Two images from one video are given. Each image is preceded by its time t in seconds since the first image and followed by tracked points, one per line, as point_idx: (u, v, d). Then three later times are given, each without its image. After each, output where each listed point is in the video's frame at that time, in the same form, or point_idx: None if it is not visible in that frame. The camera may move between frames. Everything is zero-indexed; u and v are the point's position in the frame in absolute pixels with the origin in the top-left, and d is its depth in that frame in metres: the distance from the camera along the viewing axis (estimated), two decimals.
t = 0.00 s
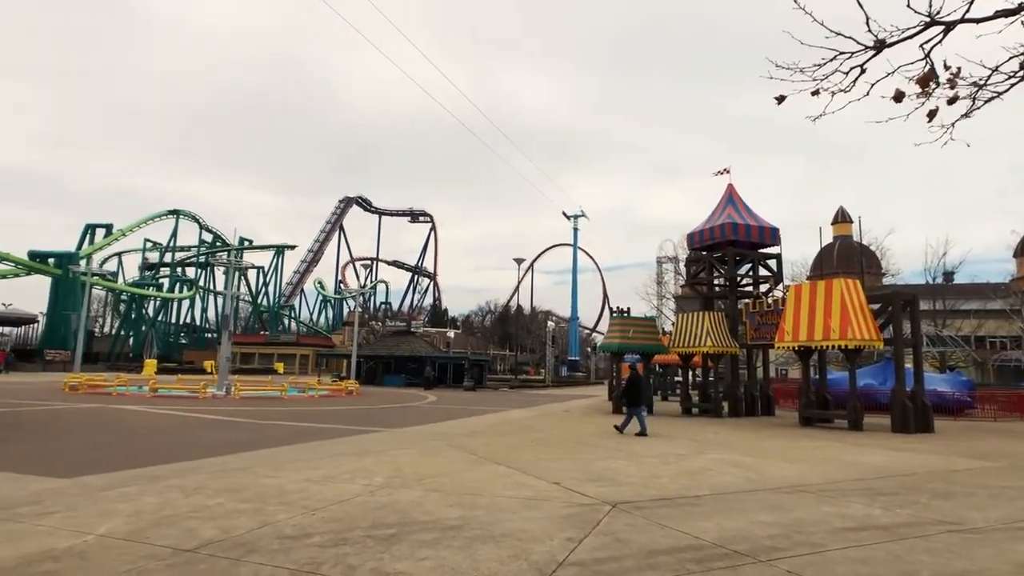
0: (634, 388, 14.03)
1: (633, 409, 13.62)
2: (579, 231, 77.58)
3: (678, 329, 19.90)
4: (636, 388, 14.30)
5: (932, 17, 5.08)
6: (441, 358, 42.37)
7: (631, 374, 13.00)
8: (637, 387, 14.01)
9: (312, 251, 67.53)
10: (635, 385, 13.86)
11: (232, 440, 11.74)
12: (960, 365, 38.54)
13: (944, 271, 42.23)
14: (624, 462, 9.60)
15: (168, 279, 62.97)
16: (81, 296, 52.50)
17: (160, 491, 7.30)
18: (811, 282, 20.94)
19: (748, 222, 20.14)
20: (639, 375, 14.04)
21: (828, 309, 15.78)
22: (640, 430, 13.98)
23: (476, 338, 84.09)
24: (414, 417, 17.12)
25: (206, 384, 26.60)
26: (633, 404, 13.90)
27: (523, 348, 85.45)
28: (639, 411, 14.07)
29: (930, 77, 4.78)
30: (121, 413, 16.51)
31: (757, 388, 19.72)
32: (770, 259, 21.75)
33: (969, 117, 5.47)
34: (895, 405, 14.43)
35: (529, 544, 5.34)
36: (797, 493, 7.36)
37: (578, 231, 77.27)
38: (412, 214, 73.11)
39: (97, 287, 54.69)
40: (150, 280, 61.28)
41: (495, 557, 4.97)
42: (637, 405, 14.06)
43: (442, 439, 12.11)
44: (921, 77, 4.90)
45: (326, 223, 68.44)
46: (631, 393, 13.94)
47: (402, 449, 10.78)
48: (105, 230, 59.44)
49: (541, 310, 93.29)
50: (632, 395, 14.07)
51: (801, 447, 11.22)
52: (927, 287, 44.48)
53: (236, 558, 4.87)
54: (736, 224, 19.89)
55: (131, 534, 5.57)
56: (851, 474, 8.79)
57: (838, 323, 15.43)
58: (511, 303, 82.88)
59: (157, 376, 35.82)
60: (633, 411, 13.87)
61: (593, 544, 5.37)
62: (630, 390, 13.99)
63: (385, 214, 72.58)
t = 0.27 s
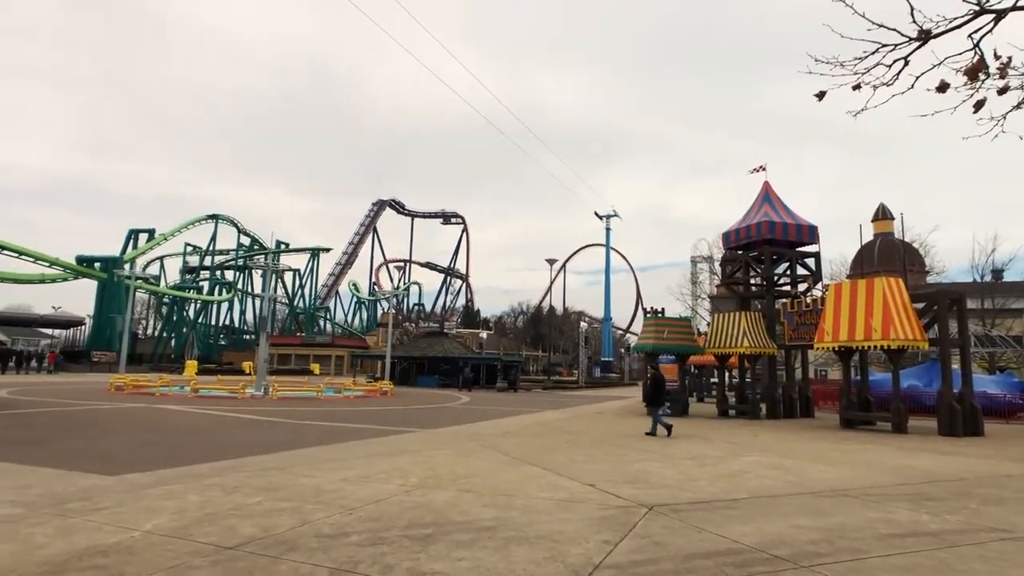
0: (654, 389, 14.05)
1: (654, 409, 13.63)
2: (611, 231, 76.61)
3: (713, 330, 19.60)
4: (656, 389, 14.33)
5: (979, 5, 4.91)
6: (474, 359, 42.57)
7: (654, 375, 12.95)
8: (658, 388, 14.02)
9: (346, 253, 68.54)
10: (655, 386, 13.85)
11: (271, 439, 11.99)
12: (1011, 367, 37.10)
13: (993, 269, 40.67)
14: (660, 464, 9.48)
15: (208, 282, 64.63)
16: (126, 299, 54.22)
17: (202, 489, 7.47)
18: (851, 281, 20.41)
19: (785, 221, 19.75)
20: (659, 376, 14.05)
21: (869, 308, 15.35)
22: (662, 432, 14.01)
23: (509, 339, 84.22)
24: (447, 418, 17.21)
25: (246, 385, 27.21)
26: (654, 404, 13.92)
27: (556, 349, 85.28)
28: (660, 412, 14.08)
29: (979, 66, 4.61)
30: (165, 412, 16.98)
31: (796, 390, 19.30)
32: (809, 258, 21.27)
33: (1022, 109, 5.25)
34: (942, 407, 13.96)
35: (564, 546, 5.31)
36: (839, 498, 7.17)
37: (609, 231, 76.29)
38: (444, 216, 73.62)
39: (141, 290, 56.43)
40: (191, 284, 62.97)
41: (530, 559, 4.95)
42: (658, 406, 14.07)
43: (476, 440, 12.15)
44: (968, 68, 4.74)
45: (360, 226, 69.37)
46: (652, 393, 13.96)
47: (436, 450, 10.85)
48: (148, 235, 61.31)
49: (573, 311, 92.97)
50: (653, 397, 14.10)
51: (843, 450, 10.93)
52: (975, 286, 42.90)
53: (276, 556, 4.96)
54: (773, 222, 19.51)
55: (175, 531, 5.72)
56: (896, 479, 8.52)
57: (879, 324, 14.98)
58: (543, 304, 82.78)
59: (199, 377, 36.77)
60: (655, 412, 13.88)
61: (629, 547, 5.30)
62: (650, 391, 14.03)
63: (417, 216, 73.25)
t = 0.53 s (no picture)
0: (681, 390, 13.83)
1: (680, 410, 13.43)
2: (644, 231, 75.18)
3: (750, 331, 19.24)
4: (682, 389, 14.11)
5: None
6: (507, 361, 42.63)
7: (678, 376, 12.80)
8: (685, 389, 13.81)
9: (380, 256, 69.36)
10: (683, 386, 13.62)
11: (309, 440, 12.20)
12: None
13: None
14: (698, 467, 9.34)
15: (247, 287, 66.14)
16: (169, 303, 55.83)
17: (244, 489, 7.64)
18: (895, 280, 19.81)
19: (824, 218, 19.28)
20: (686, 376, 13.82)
21: (915, 307, 14.87)
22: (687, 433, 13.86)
23: (542, 341, 84.13)
24: (482, 419, 17.27)
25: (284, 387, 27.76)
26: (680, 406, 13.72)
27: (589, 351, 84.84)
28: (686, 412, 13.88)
29: None
30: (207, 414, 17.42)
31: (837, 392, 18.83)
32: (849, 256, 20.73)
33: None
34: (994, 410, 13.45)
35: (601, 549, 5.27)
36: (885, 504, 6.96)
37: (643, 230, 74.62)
38: (476, 218, 73.96)
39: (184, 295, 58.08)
40: (230, 288, 64.53)
41: (567, 563, 4.91)
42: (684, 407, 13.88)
43: (510, 442, 12.16)
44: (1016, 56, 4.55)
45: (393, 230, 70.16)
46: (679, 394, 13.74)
47: (471, 452, 10.89)
48: (190, 241, 63.07)
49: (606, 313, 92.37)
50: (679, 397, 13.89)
51: (889, 455, 10.61)
52: None
53: (315, 556, 5.03)
54: (811, 221, 19.07)
55: (218, 530, 5.85)
56: (945, 485, 8.22)
57: (926, 324, 14.52)
58: (575, 305, 82.47)
59: (238, 380, 37.66)
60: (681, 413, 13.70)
61: (667, 552, 5.24)
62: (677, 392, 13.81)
63: (450, 219, 73.72)
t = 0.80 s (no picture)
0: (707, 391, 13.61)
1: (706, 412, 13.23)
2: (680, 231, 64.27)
3: (790, 331, 18.82)
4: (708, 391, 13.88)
5: None
6: (541, 363, 42.51)
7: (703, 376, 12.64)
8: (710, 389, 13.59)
9: (413, 259, 70.00)
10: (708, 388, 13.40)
11: (347, 441, 12.38)
12: None
13: None
14: (738, 470, 9.16)
15: (284, 290, 67.45)
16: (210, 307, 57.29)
17: (285, 489, 7.80)
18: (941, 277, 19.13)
19: (865, 214, 18.75)
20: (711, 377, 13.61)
21: (964, 305, 14.32)
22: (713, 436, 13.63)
23: (575, 342, 83.74)
24: (516, 421, 17.25)
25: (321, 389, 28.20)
26: (705, 407, 13.51)
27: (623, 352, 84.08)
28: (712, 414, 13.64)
29: None
30: (248, 416, 17.81)
31: (882, 393, 18.28)
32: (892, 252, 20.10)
33: None
34: None
35: (639, 553, 5.21)
36: (935, 509, 6.72)
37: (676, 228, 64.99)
38: (508, 220, 74.02)
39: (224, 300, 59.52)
40: (269, 292, 65.93)
41: (605, 565, 4.88)
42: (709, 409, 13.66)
43: (546, 444, 12.13)
44: None
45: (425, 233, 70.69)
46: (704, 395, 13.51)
47: (507, 453, 10.91)
48: (229, 247, 64.66)
49: (640, 313, 91.43)
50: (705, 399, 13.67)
51: (938, 458, 10.25)
52: None
53: (355, 555, 5.10)
54: (852, 217, 18.56)
55: (261, 529, 5.98)
56: (999, 490, 7.90)
57: (975, 324, 13.98)
58: (609, 306, 81.87)
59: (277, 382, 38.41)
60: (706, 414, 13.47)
61: (707, 555, 5.15)
62: (702, 392, 13.59)
63: (482, 221, 73.99)
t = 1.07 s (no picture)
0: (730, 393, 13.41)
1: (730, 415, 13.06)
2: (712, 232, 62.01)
3: (829, 332, 18.37)
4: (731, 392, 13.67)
5: None
6: (573, 366, 42.33)
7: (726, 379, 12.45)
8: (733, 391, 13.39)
9: (444, 263, 70.48)
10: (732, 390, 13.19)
11: (382, 444, 12.51)
12: None
13: None
14: (777, 475, 8.97)
15: (319, 296, 68.57)
16: (247, 313, 58.55)
17: (322, 492, 7.90)
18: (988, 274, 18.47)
19: (906, 211, 18.23)
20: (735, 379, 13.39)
21: (1015, 304, 13.77)
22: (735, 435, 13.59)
23: (607, 345, 83.18)
24: (549, 425, 17.20)
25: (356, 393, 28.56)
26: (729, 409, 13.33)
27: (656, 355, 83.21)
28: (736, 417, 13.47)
29: None
30: (286, 419, 18.14)
31: (927, 396, 17.70)
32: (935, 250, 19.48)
33: None
34: None
35: (677, 558, 5.14)
36: (987, 516, 6.47)
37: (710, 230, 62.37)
38: (538, 223, 74.02)
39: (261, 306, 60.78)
40: (303, 298, 67.09)
41: (642, 571, 4.82)
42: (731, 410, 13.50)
43: (579, 447, 12.07)
44: None
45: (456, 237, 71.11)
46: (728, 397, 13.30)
47: (540, 457, 10.87)
48: (265, 254, 66.04)
49: (674, 315, 90.34)
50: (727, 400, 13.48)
51: (989, 463, 9.87)
52: None
53: (391, 558, 5.14)
54: (892, 214, 18.06)
55: (300, 531, 6.07)
56: None
57: None
58: (641, 308, 81.14)
59: (313, 386, 39.05)
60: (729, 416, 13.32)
61: (747, 562, 5.05)
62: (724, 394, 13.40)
63: (512, 225, 74.09)
